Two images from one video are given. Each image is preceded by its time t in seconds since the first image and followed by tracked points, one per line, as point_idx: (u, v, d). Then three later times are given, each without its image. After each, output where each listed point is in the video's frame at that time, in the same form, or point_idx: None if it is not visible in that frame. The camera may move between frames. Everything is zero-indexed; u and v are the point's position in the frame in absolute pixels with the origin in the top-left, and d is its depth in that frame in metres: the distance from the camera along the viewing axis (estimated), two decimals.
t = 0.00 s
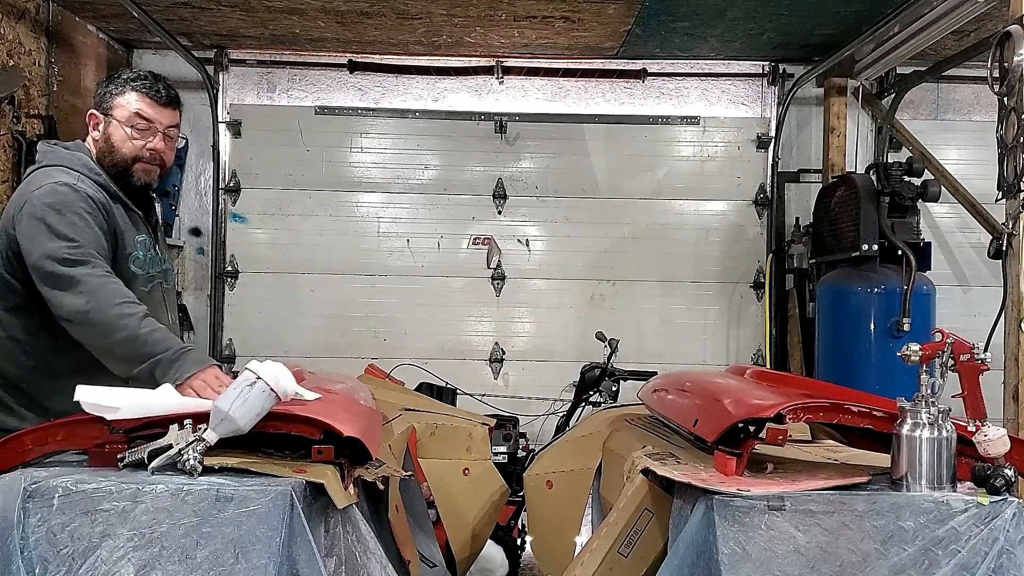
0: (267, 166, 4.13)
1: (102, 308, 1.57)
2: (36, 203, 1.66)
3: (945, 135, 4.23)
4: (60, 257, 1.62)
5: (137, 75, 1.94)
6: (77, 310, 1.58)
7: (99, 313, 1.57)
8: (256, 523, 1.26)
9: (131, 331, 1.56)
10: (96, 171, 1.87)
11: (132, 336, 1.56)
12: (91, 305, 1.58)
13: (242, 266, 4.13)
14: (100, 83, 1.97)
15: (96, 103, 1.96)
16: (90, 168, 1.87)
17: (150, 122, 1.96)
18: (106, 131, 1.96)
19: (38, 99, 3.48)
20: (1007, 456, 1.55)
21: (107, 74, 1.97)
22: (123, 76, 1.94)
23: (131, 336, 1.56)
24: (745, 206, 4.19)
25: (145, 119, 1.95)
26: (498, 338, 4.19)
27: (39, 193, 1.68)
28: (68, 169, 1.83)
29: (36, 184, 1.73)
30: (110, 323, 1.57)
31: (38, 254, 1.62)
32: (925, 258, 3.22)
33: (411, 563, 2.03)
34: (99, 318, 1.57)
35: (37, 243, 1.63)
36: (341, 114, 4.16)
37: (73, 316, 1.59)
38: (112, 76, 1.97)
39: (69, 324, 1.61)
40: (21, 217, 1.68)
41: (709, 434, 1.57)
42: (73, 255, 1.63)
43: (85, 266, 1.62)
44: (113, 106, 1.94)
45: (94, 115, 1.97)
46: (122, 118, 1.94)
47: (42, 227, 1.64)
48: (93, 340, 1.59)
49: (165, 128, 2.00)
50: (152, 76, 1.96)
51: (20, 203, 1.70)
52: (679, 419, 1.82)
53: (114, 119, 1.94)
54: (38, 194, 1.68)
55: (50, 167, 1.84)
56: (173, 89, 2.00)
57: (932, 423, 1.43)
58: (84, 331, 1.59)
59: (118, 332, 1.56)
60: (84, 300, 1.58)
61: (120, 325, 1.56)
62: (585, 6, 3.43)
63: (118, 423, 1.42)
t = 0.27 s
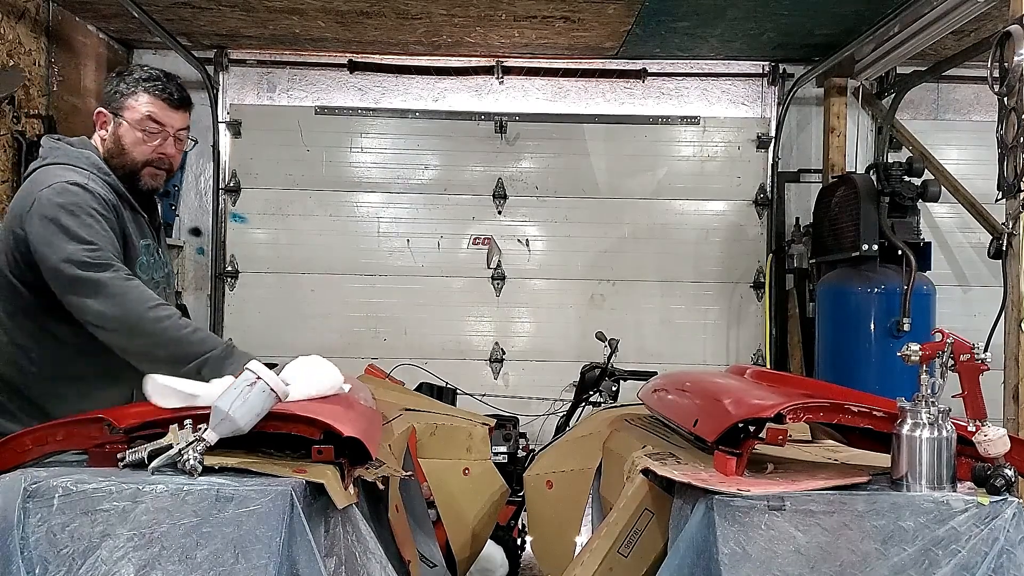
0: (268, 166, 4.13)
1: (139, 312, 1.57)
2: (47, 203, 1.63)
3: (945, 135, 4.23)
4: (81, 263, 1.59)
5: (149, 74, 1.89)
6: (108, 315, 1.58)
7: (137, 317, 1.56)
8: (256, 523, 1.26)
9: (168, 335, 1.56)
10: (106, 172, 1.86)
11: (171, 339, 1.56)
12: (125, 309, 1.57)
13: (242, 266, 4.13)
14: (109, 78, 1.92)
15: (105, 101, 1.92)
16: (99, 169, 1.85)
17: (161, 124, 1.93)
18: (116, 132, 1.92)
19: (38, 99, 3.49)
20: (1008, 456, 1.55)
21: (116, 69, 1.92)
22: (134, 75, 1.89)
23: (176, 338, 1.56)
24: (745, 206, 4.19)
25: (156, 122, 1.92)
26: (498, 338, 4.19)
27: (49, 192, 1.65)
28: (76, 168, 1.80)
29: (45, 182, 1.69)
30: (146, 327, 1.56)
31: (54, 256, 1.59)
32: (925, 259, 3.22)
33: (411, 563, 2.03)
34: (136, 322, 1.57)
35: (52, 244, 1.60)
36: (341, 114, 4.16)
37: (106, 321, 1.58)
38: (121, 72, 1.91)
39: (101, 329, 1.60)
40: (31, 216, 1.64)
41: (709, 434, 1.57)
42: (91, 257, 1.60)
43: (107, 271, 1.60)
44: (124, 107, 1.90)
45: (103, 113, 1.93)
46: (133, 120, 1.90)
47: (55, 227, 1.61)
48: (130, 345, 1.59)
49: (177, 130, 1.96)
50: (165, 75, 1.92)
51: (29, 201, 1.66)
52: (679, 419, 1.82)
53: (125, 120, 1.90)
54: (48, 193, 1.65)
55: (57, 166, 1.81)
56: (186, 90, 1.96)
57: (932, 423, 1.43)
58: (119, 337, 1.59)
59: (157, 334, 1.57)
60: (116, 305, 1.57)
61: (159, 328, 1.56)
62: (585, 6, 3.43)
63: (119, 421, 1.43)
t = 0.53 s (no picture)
0: (268, 166, 4.13)
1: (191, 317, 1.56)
2: (76, 213, 1.63)
3: (945, 135, 4.23)
4: (123, 269, 1.58)
5: (165, 80, 1.90)
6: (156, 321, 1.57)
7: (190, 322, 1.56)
8: (256, 523, 1.26)
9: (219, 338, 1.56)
10: (122, 180, 1.86)
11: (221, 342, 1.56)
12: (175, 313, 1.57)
13: (242, 266, 4.13)
14: (123, 81, 1.92)
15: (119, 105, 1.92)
16: (116, 176, 1.85)
17: (176, 131, 1.93)
18: (129, 137, 1.92)
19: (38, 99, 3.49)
20: (1008, 456, 1.55)
21: (131, 73, 1.92)
22: (149, 80, 1.89)
23: (228, 341, 1.56)
24: (745, 206, 4.19)
25: (170, 129, 1.92)
26: (498, 338, 4.19)
27: (75, 201, 1.64)
28: (93, 175, 1.79)
29: (65, 189, 1.68)
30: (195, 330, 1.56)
31: (86, 264, 1.59)
32: (925, 258, 3.22)
33: (411, 563, 2.03)
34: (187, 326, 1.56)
35: (84, 254, 1.60)
36: (341, 114, 4.16)
37: (154, 325, 1.57)
38: (137, 77, 1.92)
39: (146, 334, 1.59)
40: (55, 226, 1.63)
41: (709, 434, 1.57)
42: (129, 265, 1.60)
43: (151, 276, 1.59)
44: (139, 111, 1.90)
45: (116, 117, 1.93)
46: (148, 125, 1.90)
47: (85, 237, 1.61)
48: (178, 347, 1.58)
49: (190, 137, 1.97)
50: (181, 80, 1.92)
51: (50, 210, 1.65)
52: (680, 419, 1.82)
53: (140, 125, 1.91)
54: (74, 202, 1.64)
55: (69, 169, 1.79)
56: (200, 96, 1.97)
57: (932, 422, 1.43)
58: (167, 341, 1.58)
59: (207, 336, 1.56)
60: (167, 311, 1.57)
61: (211, 330, 1.56)
62: (585, 6, 3.43)
63: (119, 421, 1.43)
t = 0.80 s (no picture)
0: (267, 166, 4.13)
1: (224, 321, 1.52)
2: (104, 222, 1.59)
3: (945, 135, 4.23)
4: (154, 278, 1.55)
5: (190, 90, 1.82)
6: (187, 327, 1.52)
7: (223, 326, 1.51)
8: (256, 523, 1.26)
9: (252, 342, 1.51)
10: (146, 189, 1.81)
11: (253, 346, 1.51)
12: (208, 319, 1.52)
13: (242, 266, 4.13)
14: (147, 89, 1.85)
15: (143, 113, 1.86)
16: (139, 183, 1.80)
17: (201, 142, 1.87)
18: (154, 148, 1.87)
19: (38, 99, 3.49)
20: (1008, 456, 1.55)
21: (155, 79, 1.85)
22: (175, 89, 1.82)
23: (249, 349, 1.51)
24: (745, 206, 4.19)
25: (196, 140, 1.86)
26: (498, 338, 4.19)
27: (104, 210, 1.61)
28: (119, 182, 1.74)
29: (92, 197, 1.64)
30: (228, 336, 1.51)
31: (116, 274, 1.56)
32: (924, 258, 3.22)
33: (411, 563, 2.03)
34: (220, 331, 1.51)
35: (115, 264, 1.56)
36: (341, 114, 4.16)
37: (185, 332, 1.52)
38: (161, 83, 1.85)
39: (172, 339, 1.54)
40: (84, 235, 1.59)
41: (709, 434, 1.57)
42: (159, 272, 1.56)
43: (183, 284, 1.56)
44: (164, 122, 1.84)
45: (140, 126, 1.87)
46: (173, 137, 1.84)
47: (115, 246, 1.57)
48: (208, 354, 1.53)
49: (216, 147, 1.91)
50: (206, 89, 1.85)
51: (77, 218, 1.61)
52: (680, 419, 1.82)
53: (165, 136, 1.85)
54: (103, 211, 1.60)
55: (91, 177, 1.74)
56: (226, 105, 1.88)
57: (932, 423, 1.43)
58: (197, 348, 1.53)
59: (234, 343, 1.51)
60: (198, 317, 1.52)
61: (244, 336, 1.51)
62: (585, 6, 3.43)
63: (118, 421, 1.43)
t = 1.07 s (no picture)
0: (267, 166, 4.13)
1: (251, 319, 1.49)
2: (133, 224, 1.60)
3: (945, 135, 4.23)
4: (183, 278, 1.54)
5: (224, 105, 1.86)
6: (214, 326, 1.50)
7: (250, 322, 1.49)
8: (256, 523, 1.26)
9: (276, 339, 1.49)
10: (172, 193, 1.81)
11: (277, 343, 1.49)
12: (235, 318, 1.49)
13: (241, 266, 4.13)
14: (179, 103, 1.88)
15: (175, 125, 1.87)
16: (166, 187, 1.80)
17: (233, 156, 1.90)
18: (186, 159, 1.87)
19: (38, 99, 3.49)
20: (1008, 456, 1.55)
21: (189, 93, 1.88)
22: (209, 103, 1.86)
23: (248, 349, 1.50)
24: (745, 206, 4.19)
25: (229, 154, 1.88)
26: (498, 338, 4.19)
27: (134, 214, 1.61)
28: (146, 185, 1.75)
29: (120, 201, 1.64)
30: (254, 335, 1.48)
31: (147, 276, 1.56)
32: (924, 258, 3.22)
33: (411, 563, 2.02)
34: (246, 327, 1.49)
35: (145, 266, 1.57)
36: (341, 114, 4.16)
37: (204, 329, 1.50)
38: (195, 97, 1.88)
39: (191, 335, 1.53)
40: (113, 238, 1.60)
41: (709, 434, 1.57)
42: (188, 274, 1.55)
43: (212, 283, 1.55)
44: (197, 134, 1.85)
45: (172, 136, 1.87)
46: (207, 150, 1.86)
47: (145, 249, 1.58)
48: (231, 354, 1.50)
49: (246, 162, 1.93)
50: (238, 106, 1.89)
51: (106, 221, 1.61)
52: (680, 419, 1.82)
53: (199, 149, 1.86)
54: (133, 215, 1.61)
55: (118, 180, 1.74)
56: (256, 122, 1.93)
57: (932, 423, 1.43)
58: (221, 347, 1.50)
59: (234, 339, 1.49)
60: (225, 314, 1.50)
61: (261, 334, 1.49)
62: (585, 6, 3.43)
63: (118, 422, 1.43)
